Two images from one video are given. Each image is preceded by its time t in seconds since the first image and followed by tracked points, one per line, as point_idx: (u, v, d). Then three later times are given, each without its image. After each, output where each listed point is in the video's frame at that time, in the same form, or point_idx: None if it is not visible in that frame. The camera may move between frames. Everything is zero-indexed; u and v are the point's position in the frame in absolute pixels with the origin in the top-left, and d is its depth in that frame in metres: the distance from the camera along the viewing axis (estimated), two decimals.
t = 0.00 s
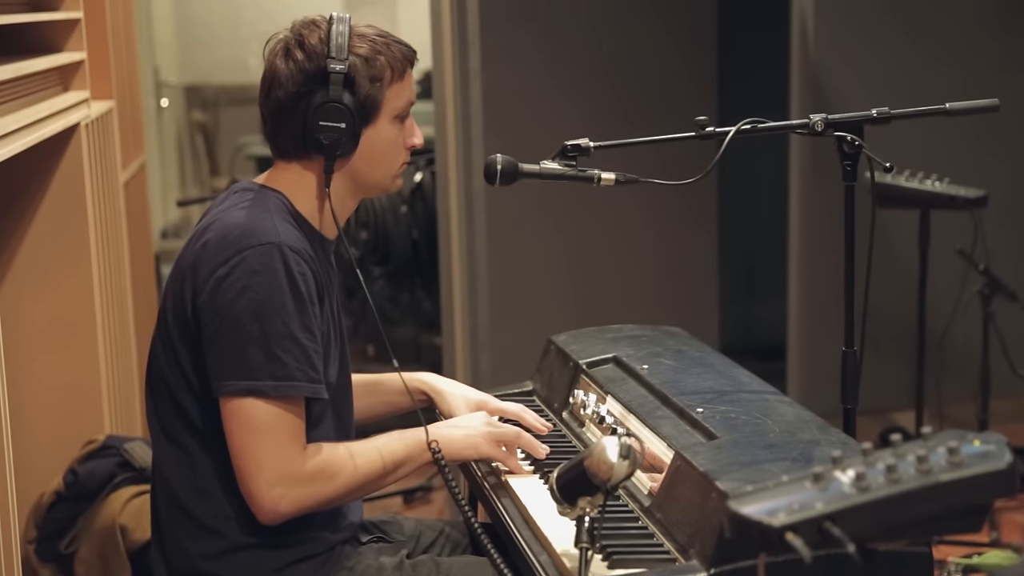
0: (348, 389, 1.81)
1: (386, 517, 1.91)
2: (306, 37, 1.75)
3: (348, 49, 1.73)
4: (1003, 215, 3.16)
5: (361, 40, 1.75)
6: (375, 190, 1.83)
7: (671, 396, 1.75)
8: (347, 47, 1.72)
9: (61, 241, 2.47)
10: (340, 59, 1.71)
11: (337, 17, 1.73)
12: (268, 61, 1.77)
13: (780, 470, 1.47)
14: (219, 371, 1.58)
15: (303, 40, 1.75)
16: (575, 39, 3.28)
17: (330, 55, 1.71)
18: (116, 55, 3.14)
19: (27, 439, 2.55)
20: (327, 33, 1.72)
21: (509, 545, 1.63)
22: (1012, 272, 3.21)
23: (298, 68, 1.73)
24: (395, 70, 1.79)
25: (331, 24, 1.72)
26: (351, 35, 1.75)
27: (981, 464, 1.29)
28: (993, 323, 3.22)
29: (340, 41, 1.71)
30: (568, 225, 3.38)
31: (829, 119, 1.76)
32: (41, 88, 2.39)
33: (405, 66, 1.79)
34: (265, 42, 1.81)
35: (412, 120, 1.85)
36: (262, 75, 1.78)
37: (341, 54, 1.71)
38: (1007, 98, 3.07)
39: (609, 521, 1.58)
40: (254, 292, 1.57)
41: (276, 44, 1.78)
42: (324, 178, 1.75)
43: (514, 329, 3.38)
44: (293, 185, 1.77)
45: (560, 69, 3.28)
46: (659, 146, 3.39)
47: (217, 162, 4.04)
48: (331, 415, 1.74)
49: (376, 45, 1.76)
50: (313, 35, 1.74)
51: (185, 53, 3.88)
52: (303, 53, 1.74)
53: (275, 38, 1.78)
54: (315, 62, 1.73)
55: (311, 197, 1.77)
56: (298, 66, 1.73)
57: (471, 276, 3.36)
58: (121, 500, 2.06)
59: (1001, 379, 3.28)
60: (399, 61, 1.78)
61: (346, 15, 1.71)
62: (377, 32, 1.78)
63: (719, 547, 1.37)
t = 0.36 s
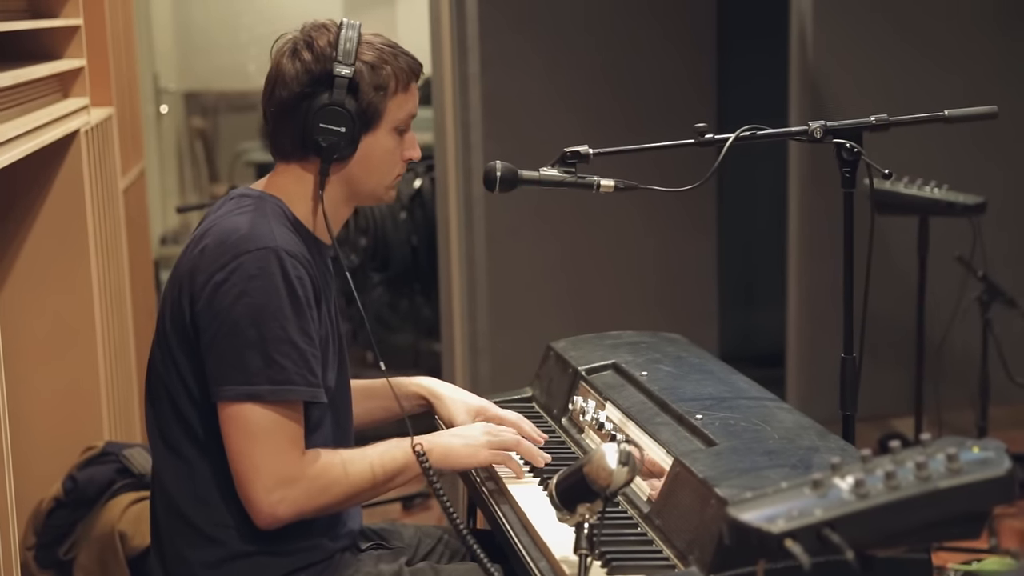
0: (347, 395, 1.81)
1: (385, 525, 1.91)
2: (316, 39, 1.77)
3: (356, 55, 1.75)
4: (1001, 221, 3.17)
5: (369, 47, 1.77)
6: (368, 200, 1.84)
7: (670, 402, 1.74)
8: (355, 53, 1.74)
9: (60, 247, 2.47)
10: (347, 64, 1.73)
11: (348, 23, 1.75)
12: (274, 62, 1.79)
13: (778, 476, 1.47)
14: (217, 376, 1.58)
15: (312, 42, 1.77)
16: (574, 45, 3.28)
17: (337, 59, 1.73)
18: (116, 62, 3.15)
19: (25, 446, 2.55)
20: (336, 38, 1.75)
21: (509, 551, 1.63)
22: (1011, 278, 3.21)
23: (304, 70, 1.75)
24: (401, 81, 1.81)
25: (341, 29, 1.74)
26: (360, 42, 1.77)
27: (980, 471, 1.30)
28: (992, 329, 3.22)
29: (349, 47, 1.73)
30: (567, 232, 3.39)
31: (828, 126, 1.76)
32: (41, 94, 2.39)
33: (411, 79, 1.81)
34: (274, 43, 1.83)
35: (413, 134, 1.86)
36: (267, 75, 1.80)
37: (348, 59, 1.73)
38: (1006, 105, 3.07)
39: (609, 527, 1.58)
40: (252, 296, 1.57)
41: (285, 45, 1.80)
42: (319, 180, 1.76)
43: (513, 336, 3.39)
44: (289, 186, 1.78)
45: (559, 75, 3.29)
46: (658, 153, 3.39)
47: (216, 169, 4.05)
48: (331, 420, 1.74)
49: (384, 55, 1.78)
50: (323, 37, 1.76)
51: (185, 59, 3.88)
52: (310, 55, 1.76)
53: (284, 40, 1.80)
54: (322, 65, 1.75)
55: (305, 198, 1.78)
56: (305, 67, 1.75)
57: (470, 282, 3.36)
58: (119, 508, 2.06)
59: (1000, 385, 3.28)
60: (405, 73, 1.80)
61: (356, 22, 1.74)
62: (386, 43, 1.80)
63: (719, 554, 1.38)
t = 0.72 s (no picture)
0: (348, 394, 1.81)
1: (386, 525, 1.91)
2: (321, 42, 1.77)
3: (361, 57, 1.75)
4: (1000, 223, 3.17)
5: (374, 50, 1.78)
6: (376, 201, 1.84)
7: (670, 403, 1.73)
8: (360, 55, 1.74)
9: (60, 247, 2.47)
10: (352, 67, 1.73)
11: (352, 26, 1.75)
12: (280, 65, 1.79)
13: (778, 477, 1.47)
14: (222, 374, 1.58)
15: (317, 46, 1.77)
16: (573, 46, 3.28)
17: (343, 62, 1.73)
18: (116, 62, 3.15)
19: (27, 445, 2.55)
20: (341, 40, 1.75)
21: (507, 551, 1.62)
22: (1010, 280, 3.22)
23: (310, 73, 1.75)
24: (406, 82, 1.81)
25: (347, 32, 1.74)
26: (364, 45, 1.77)
27: (979, 471, 1.30)
28: (990, 331, 3.23)
29: (354, 49, 1.73)
30: (566, 232, 3.39)
31: (827, 127, 1.76)
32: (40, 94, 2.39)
33: (416, 79, 1.81)
34: (280, 46, 1.83)
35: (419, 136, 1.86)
36: (273, 78, 1.80)
37: (353, 61, 1.73)
38: (1005, 107, 3.07)
39: (607, 528, 1.58)
40: (258, 295, 1.58)
41: (289, 49, 1.80)
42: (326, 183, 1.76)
43: (512, 336, 3.39)
44: (297, 188, 1.78)
45: (558, 76, 3.29)
46: (657, 154, 3.40)
47: (215, 169, 4.05)
48: (331, 419, 1.74)
49: (389, 57, 1.78)
50: (327, 41, 1.76)
51: (184, 60, 3.88)
52: (316, 58, 1.76)
53: (290, 43, 1.80)
54: (327, 68, 1.75)
55: (313, 201, 1.78)
56: (310, 71, 1.75)
57: (469, 283, 3.36)
58: (118, 507, 2.06)
59: (998, 387, 3.28)
60: (409, 73, 1.80)
61: (360, 25, 1.74)
62: (390, 44, 1.80)
63: (717, 554, 1.38)
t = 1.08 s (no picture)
0: (348, 397, 1.81)
1: (384, 528, 1.89)
2: (321, 45, 1.77)
3: (361, 61, 1.75)
4: (1000, 228, 3.17)
5: (374, 54, 1.78)
6: (373, 205, 1.84)
7: (671, 408, 1.72)
8: (360, 59, 1.74)
9: (61, 250, 2.47)
10: (352, 70, 1.74)
11: (353, 29, 1.75)
12: (280, 68, 1.80)
13: (778, 481, 1.48)
14: (221, 376, 1.58)
15: (317, 48, 1.77)
16: (574, 50, 3.29)
17: (343, 66, 1.74)
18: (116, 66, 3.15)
19: (27, 449, 2.55)
20: (342, 44, 1.75)
21: (508, 555, 1.62)
22: (1010, 284, 3.22)
23: (310, 76, 1.76)
24: (405, 86, 1.81)
25: (347, 36, 1.75)
26: (365, 49, 1.77)
27: (979, 476, 1.31)
28: (990, 335, 3.23)
29: (354, 53, 1.74)
30: (567, 237, 3.39)
31: (828, 132, 1.76)
32: (42, 98, 2.39)
33: (415, 84, 1.81)
34: (279, 49, 1.83)
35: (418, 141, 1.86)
36: (273, 80, 1.80)
37: (353, 65, 1.74)
38: (1004, 112, 3.07)
39: (608, 532, 1.59)
40: (257, 297, 1.58)
41: (289, 52, 1.80)
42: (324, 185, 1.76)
43: (512, 340, 3.39)
44: (295, 190, 1.79)
45: (558, 81, 3.29)
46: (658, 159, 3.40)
47: (216, 172, 4.05)
48: (331, 422, 1.74)
49: (389, 61, 1.78)
50: (327, 44, 1.77)
51: (185, 64, 3.89)
52: (316, 61, 1.76)
53: (290, 46, 1.81)
54: (328, 71, 1.75)
55: (312, 202, 1.78)
56: (310, 74, 1.76)
57: (469, 286, 3.36)
58: (119, 511, 2.06)
59: (999, 392, 3.28)
60: (409, 78, 1.80)
61: (361, 28, 1.74)
62: (390, 48, 1.80)
63: (718, 558, 1.38)
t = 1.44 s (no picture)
0: (342, 396, 1.81)
1: (378, 527, 1.89)
2: (313, 46, 1.78)
3: (354, 60, 1.75)
4: (994, 227, 3.17)
5: (366, 52, 1.78)
6: (369, 204, 1.84)
7: (665, 407, 1.72)
8: (353, 57, 1.75)
9: (55, 250, 2.47)
10: (345, 69, 1.74)
11: (345, 28, 1.76)
12: (273, 68, 1.80)
13: (771, 480, 1.48)
14: (217, 375, 1.59)
15: (310, 49, 1.77)
16: (569, 47, 3.29)
17: (336, 65, 1.74)
18: (110, 67, 3.15)
19: (21, 450, 2.55)
20: (334, 44, 1.75)
21: (502, 554, 1.62)
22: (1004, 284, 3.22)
23: (303, 76, 1.76)
24: (398, 84, 1.81)
25: (339, 35, 1.75)
26: (357, 47, 1.77)
27: (972, 475, 1.31)
28: (984, 334, 3.23)
29: (346, 52, 1.74)
30: (561, 237, 3.39)
31: (821, 131, 1.77)
32: (36, 99, 2.39)
33: (409, 82, 1.81)
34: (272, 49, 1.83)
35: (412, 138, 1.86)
36: (267, 80, 1.80)
37: (346, 64, 1.74)
38: (998, 111, 3.08)
39: (601, 531, 1.59)
40: (252, 296, 1.58)
41: (281, 53, 1.80)
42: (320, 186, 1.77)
43: (506, 339, 3.39)
44: (289, 191, 1.79)
45: (553, 80, 3.29)
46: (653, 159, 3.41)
47: (210, 172, 4.03)
48: (325, 421, 1.74)
49: (381, 59, 1.78)
50: (320, 44, 1.77)
51: (180, 65, 3.88)
52: (309, 61, 1.76)
53: (282, 47, 1.81)
54: (321, 71, 1.75)
55: (306, 201, 1.79)
56: (303, 74, 1.76)
57: (463, 287, 3.36)
58: (113, 512, 2.05)
59: (993, 391, 3.28)
60: (402, 76, 1.80)
61: (353, 27, 1.74)
62: (382, 47, 1.80)
63: (711, 558, 1.39)
